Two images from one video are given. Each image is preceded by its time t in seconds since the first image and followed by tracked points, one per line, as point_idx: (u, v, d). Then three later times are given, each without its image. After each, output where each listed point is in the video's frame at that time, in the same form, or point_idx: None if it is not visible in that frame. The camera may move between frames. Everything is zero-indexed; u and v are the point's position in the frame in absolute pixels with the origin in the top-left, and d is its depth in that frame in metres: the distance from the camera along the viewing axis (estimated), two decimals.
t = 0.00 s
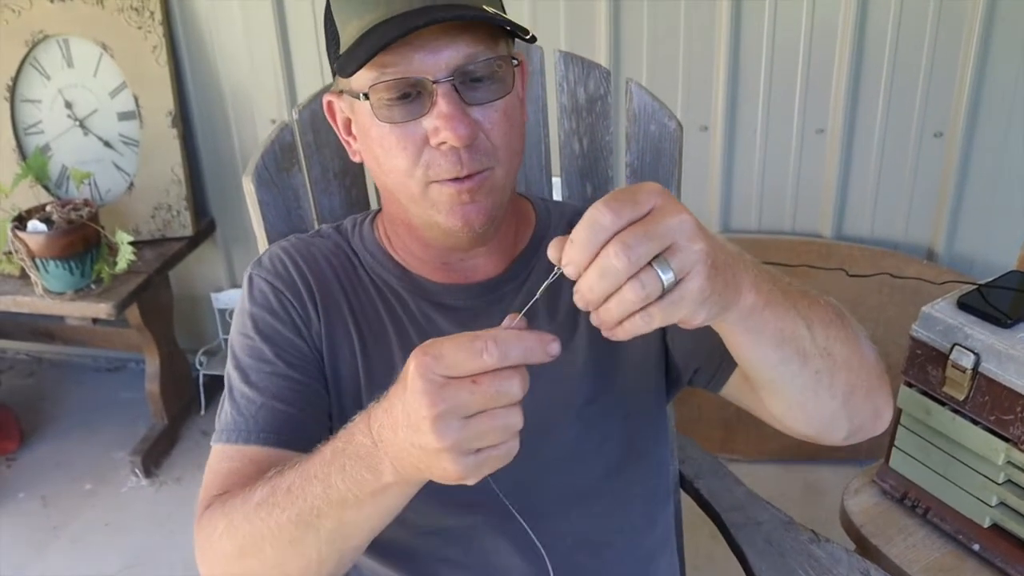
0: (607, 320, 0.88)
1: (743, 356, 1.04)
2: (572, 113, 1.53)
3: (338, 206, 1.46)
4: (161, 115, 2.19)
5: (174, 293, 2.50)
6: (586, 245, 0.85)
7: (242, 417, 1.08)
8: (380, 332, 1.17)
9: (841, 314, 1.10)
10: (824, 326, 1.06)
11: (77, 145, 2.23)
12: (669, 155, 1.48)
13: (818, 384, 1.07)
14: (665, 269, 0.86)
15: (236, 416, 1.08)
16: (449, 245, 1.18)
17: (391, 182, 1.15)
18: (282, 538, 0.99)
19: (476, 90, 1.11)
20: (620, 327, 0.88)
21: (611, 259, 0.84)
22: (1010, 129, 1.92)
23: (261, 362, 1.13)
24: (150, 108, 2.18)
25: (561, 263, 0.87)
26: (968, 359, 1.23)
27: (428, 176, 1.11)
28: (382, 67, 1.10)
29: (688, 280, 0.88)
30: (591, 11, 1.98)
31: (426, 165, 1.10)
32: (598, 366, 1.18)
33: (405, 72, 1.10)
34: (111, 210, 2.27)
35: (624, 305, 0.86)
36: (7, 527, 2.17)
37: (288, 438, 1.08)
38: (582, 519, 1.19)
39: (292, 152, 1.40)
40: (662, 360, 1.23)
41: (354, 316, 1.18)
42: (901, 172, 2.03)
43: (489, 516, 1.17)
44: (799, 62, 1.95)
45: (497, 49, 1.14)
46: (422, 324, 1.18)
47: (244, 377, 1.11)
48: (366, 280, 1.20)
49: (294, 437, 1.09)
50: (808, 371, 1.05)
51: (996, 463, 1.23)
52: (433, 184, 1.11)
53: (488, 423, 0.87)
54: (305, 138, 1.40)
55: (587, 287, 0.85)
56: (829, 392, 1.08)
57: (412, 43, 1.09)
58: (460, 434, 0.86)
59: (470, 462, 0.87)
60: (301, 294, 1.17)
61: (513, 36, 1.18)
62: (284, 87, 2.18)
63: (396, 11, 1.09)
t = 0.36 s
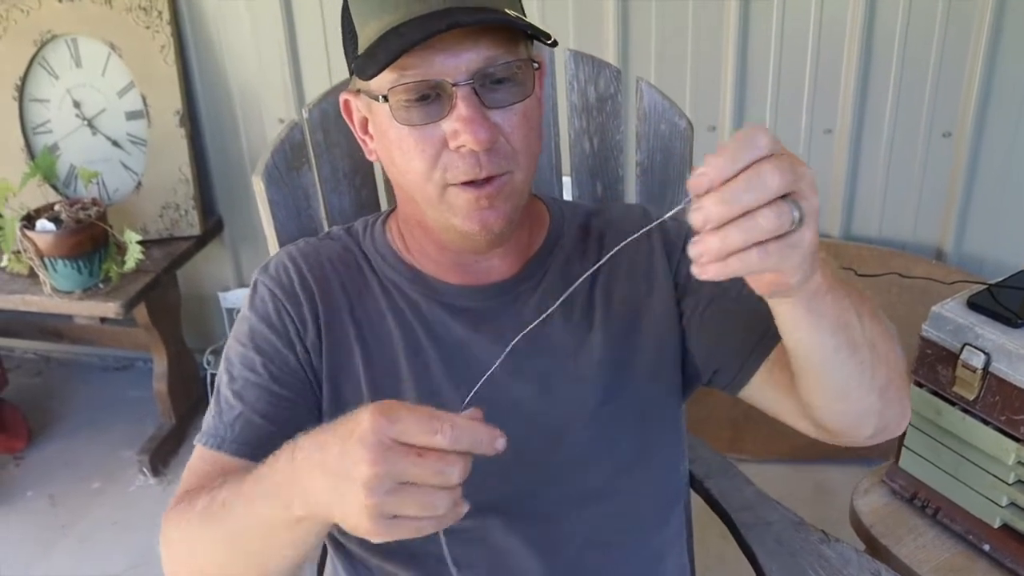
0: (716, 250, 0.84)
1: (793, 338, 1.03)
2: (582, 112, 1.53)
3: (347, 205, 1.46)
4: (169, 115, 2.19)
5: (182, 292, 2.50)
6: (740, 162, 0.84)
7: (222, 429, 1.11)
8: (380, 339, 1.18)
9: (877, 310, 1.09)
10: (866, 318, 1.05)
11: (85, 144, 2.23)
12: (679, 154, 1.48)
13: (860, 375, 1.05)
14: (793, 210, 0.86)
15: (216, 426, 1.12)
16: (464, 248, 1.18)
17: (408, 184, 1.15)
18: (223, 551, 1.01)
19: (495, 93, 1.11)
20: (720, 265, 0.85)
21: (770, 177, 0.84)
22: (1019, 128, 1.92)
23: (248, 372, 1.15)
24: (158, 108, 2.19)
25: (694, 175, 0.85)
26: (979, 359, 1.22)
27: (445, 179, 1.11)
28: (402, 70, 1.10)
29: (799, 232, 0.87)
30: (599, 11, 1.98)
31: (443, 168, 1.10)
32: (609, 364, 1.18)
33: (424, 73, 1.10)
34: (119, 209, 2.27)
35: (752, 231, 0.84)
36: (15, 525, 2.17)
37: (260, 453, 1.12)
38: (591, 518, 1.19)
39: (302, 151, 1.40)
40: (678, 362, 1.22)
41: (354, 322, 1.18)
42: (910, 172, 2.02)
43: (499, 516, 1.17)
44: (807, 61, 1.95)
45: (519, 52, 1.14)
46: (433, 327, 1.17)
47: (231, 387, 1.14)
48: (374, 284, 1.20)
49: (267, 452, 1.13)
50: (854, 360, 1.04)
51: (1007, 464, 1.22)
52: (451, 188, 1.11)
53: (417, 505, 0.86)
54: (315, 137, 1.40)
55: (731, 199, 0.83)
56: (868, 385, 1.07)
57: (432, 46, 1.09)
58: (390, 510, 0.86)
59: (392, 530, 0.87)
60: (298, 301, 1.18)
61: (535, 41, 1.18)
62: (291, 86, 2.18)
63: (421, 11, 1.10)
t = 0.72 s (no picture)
0: (865, 202, 0.83)
1: (849, 339, 1.02)
2: (591, 109, 1.52)
3: (356, 200, 1.47)
4: (178, 111, 2.19)
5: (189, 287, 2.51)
6: (920, 123, 0.83)
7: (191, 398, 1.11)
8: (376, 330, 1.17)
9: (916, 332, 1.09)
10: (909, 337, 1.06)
11: (94, 140, 2.23)
12: (687, 152, 1.48)
13: (897, 395, 1.05)
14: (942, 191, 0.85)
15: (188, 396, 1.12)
16: (471, 238, 1.18)
17: (417, 168, 1.15)
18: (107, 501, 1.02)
19: (507, 80, 1.11)
20: (860, 221, 0.84)
21: (940, 146, 0.83)
22: None
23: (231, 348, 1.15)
24: (167, 103, 2.19)
25: (872, 130, 0.83)
26: (988, 358, 1.22)
27: (451, 162, 1.11)
28: (415, 50, 1.12)
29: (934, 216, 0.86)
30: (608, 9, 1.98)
31: (449, 150, 1.10)
32: (618, 361, 1.18)
33: (436, 54, 1.11)
34: (128, 205, 2.26)
35: (908, 192, 0.83)
36: (23, 520, 2.18)
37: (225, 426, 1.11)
38: (597, 515, 1.19)
39: (311, 146, 1.39)
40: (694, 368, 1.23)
41: (353, 311, 1.17)
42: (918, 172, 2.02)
43: (505, 512, 1.16)
44: (817, 59, 1.95)
45: (536, 43, 1.14)
46: (441, 318, 1.17)
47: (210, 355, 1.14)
48: (383, 277, 1.20)
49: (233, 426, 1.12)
50: (896, 377, 1.04)
51: (1016, 463, 1.22)
52: (455, 171, 1.11)
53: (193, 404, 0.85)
54: (324, 132, 1.40)
55: (902, 153, 0.82)
56: (901, 405, 1.06)
57: (447, 28, 1.10)
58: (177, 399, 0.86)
59: (158, 416, 0.86)
60: (295, 286, 1.19)
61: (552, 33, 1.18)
62: (300, 82, 2.18)
63: None
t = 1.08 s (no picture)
0: (837, 246, 0.87)
1: (845, 362, 1.03)
2: (592, 109, 1.53)
3: (357, 200, 1.47)
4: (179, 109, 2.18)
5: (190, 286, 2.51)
6: (881, 164, 0.86)
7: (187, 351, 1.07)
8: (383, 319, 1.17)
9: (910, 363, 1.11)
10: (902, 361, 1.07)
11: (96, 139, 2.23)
12: (688, 151, 1.48)
13: (891, 416, 1.07)
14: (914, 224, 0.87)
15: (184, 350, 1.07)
16: (472, 237, 1.18)
17: (417, 164, 1.16)
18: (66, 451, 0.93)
19: (507, 79, 1.12)
20: (840, 261, 0.87)
21: (900, 184, 0.86)
22: None
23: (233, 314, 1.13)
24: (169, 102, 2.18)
25: (837, 176, 0.87)
26: (989, 358, 1.22)
27: (449, 159, 1.11)
28: (416, 46, 1.12)
29: (911, 247, 0.89)
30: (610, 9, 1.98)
31: (448, 148, 1.10)
32: (619, 362, 1.18)
33: (438, 49, 1.11)
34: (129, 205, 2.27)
35: (878, 232, 0.85)
36: (23, 518, 2.18)
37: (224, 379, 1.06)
38: (597, 514, 1.19)
39: (312, 145, 1.39)
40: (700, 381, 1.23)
41: (361, 303, 1.17)
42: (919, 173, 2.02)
43: (505, 512, 1.16)
44: (818, 60, 1.95)
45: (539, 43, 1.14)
46: (445, 315, 1.17)
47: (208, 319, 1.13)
48: (388, 271, 1.20)
49: (231, 383, 1.07)
50: (889, 398, 1.05)
51: (1016, 463, 1.22)
52: (454, 168, 1.11)
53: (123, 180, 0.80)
54: (325, 131, 1.40)
55: (864, 196, 0.85)
56: (893, 427, 1.08)
57: (449, 25, 1.10)
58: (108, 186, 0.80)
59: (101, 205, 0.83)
60: (303, 270, 1.19)
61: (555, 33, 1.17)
62: (301, 81, 2.19)
63: None
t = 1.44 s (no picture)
0: (799, 186, 0.85)
1: (831, 329, 1.02)
2: (588, 112, 1.53)
3: (353, 204, 1.47)
4: (177, 112, 2.20)
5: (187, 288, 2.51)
6: (838, 103, 0.85)
7: (172, 336, 1.07)
8: (376, 318, 1.17)
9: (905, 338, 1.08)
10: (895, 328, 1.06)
11: (94, 142, 2.20)
12: (684, 155, 1.48)
13: (885, 386, 1.05)
14: (877, 164, 0.86)
15: (169, 334, 1.08)
16: (468, 238, 1.19)
17: (414, 163, 1.15)
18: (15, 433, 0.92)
19: (503, 78, 1.11)
20: (805, 203, 0.86)
21: (853, 125, 0.84)
22: None
23: (221, 304, 1.13)
24: (167, 105, 2.19)
25: (799, 115, 0.86)
26: (984, 361, 1.22)
27: (444, 157, 1.11)
28: (414, 43, 1.12)
29: (880, 188, 0.87)
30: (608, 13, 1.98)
31: (442, 146, 1.10)
32: (615, 364, 1.18)
33: (435, 47, 1.11)
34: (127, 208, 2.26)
35: (835, 170, 0.84)
36: (21, 521, 2.18)
37: (207, 368, 1.06)
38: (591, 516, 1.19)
39: (309, 149, 1.39)
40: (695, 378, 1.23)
41: (354, 301, 1.17)
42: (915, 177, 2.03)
43: (501, 515, 1.16)
44: (814, 64, 1.95)
45: (536, 44, 1.14)
46: (438, 314, 1.17)
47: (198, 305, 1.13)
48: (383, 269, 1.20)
49: (215, 374, 1.07)
50: (881, 367, 1.04)
51: (1011, 466, 1.22)
52: (449, 167, 1.11)
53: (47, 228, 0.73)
54: (321, 135, 1.40)
55: (816, 139, 0.84)
56: (888, 398, 1.06)
57: (447, 22, 1.10)
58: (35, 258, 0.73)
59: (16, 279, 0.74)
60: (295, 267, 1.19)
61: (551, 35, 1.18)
62: (299, 83, 2.19)
63: None
